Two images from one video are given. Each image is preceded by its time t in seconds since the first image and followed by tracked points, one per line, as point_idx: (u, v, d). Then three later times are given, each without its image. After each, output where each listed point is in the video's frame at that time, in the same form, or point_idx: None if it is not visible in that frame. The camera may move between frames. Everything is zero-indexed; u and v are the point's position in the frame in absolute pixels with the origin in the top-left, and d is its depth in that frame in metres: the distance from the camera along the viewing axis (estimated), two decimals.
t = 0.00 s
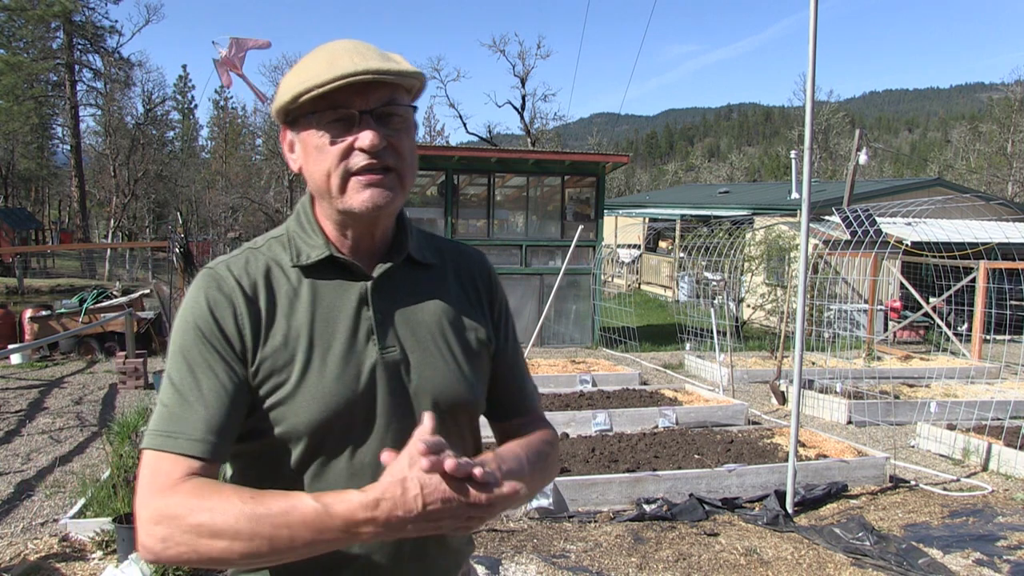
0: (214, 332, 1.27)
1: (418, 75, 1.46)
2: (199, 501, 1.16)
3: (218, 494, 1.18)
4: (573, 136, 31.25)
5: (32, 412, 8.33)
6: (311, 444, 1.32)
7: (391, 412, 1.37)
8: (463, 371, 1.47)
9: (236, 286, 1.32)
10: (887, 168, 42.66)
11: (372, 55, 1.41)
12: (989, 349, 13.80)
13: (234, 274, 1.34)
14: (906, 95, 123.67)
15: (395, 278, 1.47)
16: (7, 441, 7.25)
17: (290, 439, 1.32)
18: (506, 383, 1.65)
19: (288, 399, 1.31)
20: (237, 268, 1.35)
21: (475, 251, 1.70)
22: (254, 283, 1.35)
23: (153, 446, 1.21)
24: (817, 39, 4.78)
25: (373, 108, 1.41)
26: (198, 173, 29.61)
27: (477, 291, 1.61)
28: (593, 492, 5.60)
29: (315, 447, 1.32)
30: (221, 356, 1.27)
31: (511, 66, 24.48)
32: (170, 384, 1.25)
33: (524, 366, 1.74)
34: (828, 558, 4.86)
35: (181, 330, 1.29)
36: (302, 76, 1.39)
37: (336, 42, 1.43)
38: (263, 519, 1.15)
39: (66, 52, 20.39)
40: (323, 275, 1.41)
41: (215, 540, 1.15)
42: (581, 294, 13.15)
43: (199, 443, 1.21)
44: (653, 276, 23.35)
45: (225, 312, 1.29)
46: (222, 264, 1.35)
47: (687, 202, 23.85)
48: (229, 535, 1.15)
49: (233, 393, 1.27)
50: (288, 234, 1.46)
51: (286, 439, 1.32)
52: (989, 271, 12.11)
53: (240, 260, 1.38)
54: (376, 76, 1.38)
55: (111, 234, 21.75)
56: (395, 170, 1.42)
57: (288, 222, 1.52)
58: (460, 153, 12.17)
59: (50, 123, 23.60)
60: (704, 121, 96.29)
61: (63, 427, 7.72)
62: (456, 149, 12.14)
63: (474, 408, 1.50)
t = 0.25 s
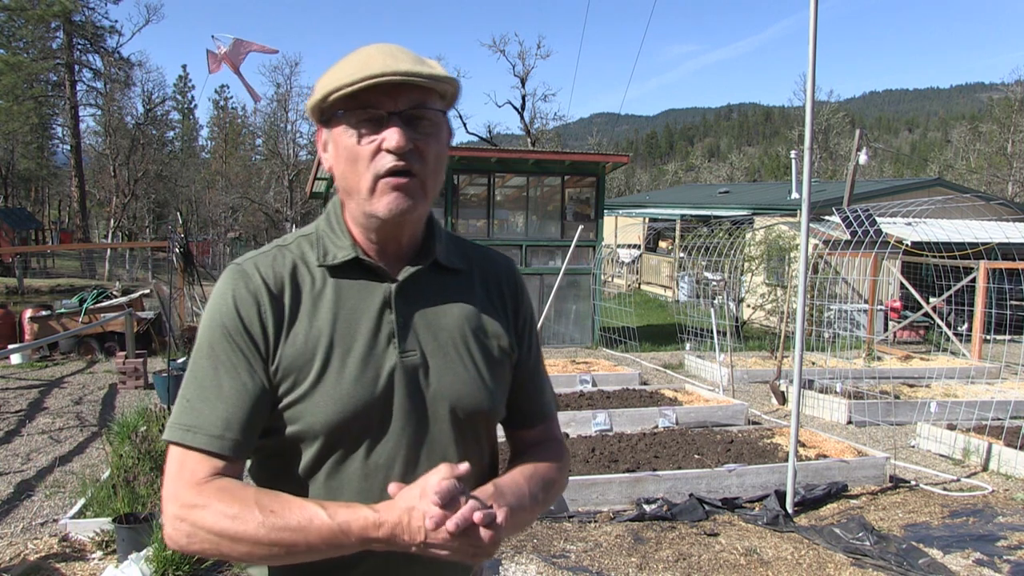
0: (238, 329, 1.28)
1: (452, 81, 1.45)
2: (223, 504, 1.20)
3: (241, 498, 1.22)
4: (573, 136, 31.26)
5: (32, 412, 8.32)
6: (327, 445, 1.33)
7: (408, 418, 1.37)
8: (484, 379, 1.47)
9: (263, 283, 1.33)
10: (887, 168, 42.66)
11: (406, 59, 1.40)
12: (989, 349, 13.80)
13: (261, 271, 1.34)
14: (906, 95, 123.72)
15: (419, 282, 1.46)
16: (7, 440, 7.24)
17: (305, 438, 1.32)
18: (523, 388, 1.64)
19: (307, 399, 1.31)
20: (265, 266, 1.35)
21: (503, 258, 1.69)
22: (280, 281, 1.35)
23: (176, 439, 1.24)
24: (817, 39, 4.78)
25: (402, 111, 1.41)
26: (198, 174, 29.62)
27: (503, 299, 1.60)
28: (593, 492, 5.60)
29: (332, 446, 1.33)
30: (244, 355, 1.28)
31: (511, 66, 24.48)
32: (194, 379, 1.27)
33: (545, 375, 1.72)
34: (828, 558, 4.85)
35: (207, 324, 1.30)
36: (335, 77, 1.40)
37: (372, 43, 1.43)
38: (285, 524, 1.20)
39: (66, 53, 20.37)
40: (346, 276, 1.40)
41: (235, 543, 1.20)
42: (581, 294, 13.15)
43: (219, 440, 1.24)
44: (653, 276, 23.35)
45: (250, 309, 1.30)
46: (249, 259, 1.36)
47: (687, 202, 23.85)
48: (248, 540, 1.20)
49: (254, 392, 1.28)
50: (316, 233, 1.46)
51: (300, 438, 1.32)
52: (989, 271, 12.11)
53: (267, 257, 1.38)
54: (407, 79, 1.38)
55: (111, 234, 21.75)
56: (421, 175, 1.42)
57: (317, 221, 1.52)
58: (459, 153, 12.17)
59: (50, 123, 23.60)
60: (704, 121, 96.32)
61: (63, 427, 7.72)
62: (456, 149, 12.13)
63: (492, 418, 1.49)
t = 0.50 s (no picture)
0: (256, 321, 1.34)
1: (491, 92, 1.47)
2: (223, 487, 1.27)
3: (241, 483, 1.28)
4: (573, 136, 31.24)
5: (32, 412, 8.32)
6: (332, 440, 1.37)
7: (415, 419, 1.40)
8: (494, 387, 1.49)
9: (284, 277, 1.38)
10: (887, 168, 42.64)
11: (445, 64, 1.43)
12: (990, 349, 13.80)
13: (284, 264, 1.40)
14: (906, 95, 123.68)
15: (438, 286, 1.50)
16: (7, 441, 7.24)
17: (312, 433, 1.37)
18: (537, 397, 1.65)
19: (318, 394, 1.36)
20: (288, 259, 1.41)
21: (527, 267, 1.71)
22: (301, 277, 1.40)
23: (186, 419, 1.30)
24: (817, 39, 4.78)
25: (438, 116, 1.43)
26: (197, 174, 29.61)
27: (522, 307, 1.61)
28: (593, 492, 5.59)
29: (336, 442, 1.37)
30: (259, 346, 1.33)
31: (511, 66, 24.46)
32: (210, 363, 1.33)
33: (562, 386, 1.71)
34: (828, 558, 4.85)
35: (228, 309, 1.35)
36: (375, 78, 1.43)
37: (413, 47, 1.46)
38: (278, 516, 1.25)
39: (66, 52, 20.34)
40: (365, 275, 1.45)
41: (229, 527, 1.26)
42: (581, 294, 13.15)
43: (226, 426, 1.30)
44: (653, 276, 23.34)
45: (269, 303, 1.35)
46: (276, 250, 1.42)
47: (687, 202, 23.85)
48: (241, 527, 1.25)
49: (267, 384, 1.33)
50: (342, 229, 1.51)
51: (306, 430, 1.37)
52: (989, 271, 12.10)
53: (292, 250, 1.43)
54: (444, 86, 1.40)
55: (111, 234, 21.74)
56: (451, 184, 1.44)
57: (346, 216, 1.57)
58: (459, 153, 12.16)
59: (50, 123, 23.58)
60: (704, 121, 96.31)
61: (62, 427, 7.72)
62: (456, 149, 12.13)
63: (501, 425, 1.52)
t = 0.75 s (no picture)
0: (235, 314, 1.24)
1: (502, 117, 1.36)
2: (192, 479, 1.19)
3: (211, 478, 1.19)
4: (573, 136, 31.27)
5: (32, 412, 8.32)
6: (316, 438, 1.27)
7: (403, 415, 1.29)
8: (486, 387, 1.38)
9: (264, 270, 1.28)
10: (887, 168, 42.70)
11: (464, 88, 1.29)
12: (989, 349, 13.81)
13: (267, 258, 1.30)
14: (906, 95, 123.74)
15: (429, 284, 1.39)
16: (7, 440, 7.24)
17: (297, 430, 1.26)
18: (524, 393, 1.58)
19: (300, 392, 1.26)
20: (270, 252, 1.31)
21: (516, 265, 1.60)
22: (283, 270, 1.29)
23: (163, 413, 1.23)
24: (817, 39, 4.78)
25: (449, 143, 1.32)
26: (198, 174, 29.66)
27: (512, 306, 1.52)
28: (593, 492, 5.59)
29: (320, 441, 1.27)
30: (238, 341, 1.23)
31: (511, 66, 24.49)
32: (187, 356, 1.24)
33: (551, 387, 1.64)
34: (828, 558, 4.86)
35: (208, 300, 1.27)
36: (387, 88, 1.28)
37: (430, 54, 1.31)
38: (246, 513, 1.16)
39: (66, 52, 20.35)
40: (352, 272, 1.33)
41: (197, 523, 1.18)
42: (581, 294, 13.15)
43: (201, 421, 1.22)
44: (653, 276, 23.36)
45: (249, 295, 1.25)
46: (259, 246, 1.31)
47: (687, 202, 23.87)
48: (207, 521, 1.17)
49: (245, 379, 1.24)
50: (329, 224, 1.39)
51: (289, 430, 1.27)
52: (989, 271, 12.12)
53: (275, 244, 1.33)
54: (462, 117, 1.28)
55: (111, 234, 21.76)
56: (450, 209, 1.34)
57: (333, 212, 1.46)
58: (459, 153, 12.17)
59: (50, 123, 23.59)
60: (703, 121, 96.39)
61: (63, 427, 7.72)
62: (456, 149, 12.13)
63: (491, 423, 1.41)
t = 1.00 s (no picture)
0: (194, 325, 1.20)
1: (473, 125, 1.34)
2: (139, 494, 1.15)
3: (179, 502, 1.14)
4: (573, 136, 31.28)
5: (32, 412, 8.32)
6: (288, 447, 1.23)
7: (374, 413, 1.26)
8: (457, 380, 1.37)
9: (223, 278, 1.22)
10: (887, 168, 42.71)
11: (439, 101, 1.26)
12: (989, 349, 13.81)
13: (224, 267, 1.24)
14: (906, 95, 123.74)
15: (395, 282, 1.35)
16: (6, 440, 7.24)
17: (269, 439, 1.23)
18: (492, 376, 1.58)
19: (268, 400, 1.22)
20: (227, 259, 1.25)
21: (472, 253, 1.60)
22: (243, 276, 1.24)
23: (125, 434, 1.19)
24: (816, 39, 4.79)
25: (424, 156, 1.28)
26: (198, 174, 29.67)
27: (476, 296, 1.51)
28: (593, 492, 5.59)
29: (291, 449, 1.23)
30: (198, 354, 1.19)
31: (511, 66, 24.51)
32: (148, 372, 1.20)
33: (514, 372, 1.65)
34: (828, 558, 4.85)
35: (165, 312, 1.22)
36: (359, 97, 1.23)
37: (402, 60, 1.27)
38: (177, 535, 1.10)
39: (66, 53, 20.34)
40: (317, 275, 1.28)
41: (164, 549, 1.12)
42: (581, 294, 13.15)
43: (165, 438, 1.18)
44: (653, 276, 23.36)
45: (209, 305, 1.20)
46: (214, 255, 1.25)
47: (687, 202, 23.87)
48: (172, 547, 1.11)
49: (211, 390, 1.20)
50: (284, 226, 1.32)
51: (259, 441, 1.23)
52: (989, 271, 12.11)
53: (233, 251, 1.27)
54: (439, 132, 1.25)
55: (112, 234, 21.76)
56: (421, 219, 1.31)
57: (287, 213, 1.39)
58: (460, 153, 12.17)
59: (50, 123, 23.59)
60: (703, 121, 96.41)
61: (62, 427, 7.72)
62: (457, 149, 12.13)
63: (463, 413, 1.40)
